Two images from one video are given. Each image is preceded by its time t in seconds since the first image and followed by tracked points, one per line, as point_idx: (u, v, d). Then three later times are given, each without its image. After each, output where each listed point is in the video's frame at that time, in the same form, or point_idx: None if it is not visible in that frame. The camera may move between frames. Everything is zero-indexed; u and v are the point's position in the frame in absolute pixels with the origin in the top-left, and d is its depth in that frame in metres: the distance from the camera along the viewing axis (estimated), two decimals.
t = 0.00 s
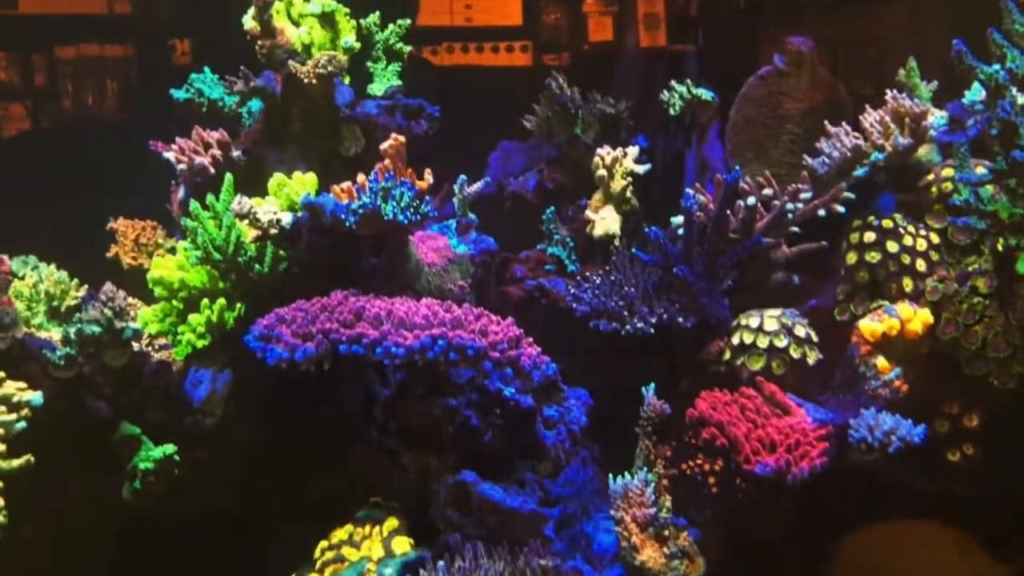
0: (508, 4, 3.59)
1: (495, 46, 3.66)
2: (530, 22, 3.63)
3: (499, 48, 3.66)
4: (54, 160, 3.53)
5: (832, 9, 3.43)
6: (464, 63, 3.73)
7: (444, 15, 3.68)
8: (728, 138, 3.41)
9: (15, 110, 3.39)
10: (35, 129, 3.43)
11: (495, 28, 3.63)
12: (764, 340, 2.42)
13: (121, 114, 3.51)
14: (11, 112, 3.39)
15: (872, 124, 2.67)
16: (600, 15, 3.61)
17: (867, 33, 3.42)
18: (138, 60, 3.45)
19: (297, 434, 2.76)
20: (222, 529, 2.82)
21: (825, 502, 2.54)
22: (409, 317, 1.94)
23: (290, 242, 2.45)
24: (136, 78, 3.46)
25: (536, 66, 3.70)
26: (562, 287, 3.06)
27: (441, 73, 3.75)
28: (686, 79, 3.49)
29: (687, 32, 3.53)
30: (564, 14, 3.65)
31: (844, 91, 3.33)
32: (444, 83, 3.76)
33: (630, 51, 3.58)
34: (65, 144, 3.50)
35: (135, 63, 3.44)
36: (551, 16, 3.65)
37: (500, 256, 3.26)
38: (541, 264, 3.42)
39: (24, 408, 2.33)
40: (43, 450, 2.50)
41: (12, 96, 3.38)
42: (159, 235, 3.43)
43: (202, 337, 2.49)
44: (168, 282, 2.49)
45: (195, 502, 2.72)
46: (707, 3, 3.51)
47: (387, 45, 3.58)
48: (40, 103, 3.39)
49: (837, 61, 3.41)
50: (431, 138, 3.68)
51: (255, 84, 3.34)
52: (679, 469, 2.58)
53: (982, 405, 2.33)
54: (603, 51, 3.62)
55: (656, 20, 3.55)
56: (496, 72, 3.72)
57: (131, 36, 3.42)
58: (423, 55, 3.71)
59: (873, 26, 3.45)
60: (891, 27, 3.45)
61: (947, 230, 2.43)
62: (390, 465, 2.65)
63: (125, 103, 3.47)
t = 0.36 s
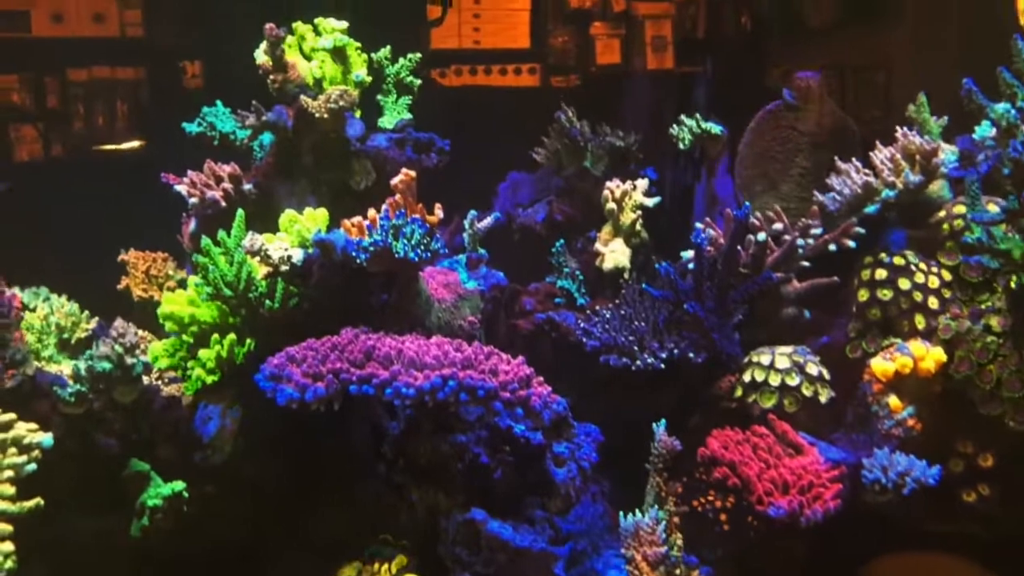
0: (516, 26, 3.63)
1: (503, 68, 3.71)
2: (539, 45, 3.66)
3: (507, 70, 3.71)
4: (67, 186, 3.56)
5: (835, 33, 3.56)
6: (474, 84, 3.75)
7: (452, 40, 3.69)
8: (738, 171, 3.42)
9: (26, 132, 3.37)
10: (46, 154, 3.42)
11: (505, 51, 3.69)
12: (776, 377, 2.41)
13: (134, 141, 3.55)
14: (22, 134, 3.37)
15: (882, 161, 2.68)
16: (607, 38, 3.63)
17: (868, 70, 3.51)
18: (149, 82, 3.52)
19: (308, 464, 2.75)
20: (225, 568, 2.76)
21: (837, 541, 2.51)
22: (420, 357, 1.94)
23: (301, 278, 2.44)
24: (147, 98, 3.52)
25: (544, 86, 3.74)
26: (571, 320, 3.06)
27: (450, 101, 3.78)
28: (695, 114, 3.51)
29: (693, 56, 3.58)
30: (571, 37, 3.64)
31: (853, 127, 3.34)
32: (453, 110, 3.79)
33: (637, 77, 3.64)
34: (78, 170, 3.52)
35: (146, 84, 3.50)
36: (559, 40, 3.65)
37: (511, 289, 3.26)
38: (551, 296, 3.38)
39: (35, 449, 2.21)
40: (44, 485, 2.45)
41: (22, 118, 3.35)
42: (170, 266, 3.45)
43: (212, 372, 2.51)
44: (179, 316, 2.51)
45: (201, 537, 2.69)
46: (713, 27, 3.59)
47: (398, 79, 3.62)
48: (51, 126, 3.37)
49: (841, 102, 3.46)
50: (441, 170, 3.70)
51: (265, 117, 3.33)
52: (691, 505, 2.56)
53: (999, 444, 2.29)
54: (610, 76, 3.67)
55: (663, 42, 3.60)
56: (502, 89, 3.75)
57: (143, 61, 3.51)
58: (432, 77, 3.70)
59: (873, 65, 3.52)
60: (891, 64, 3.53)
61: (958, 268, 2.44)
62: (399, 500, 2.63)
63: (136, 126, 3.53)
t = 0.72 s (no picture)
0: (526, 45, 3.61)
1: (513, 87, 3.66)
2: (547, 64, 3.63)
3: (516, 89, 3.65)
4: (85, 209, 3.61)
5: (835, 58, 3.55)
6: (485, 103, 3.69)
7: (461, 58, 3.64)
8: (762, 198, 3.40)
9: (40, 150, 3.49)
10: (58, 173, 3.52)
11: (507, 67, 3.63)
12: (806, 410, 2.36)
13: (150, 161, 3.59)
14: (35, 152, 3.49)
15: (913, 191, 2.64)
16: (616, 57, 3.69)
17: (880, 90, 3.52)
18: (164, 103, 3.58)
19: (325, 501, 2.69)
20: None
21: None
22: (448, 389, 1.91)
23: (324, 307, 2.44)
24: (162, 120, 3.58)
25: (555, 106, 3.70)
26: (594, 347, 3.02)
27: (463, 118, 3.72)
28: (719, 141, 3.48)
29: (704, 76, 3.68)
30: (581, 56, 3.64)
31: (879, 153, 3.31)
32: (468, 128, 3.73)
33: (657, 98, 3.71)
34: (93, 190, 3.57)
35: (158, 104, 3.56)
36: (568, 58, 3.64)
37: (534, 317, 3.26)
38: (573, 323, 3.36)
39: (62, 483, 2.17)
40: (76, 520, 2.46)
41: (36, 137, 3.47)
42: (190, 291, 3.45)
43: (234, 401, 2.47)
44: (202, 344, 2.50)
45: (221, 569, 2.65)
46: (722, 47, 3.69)
47: (420, 105, 3.58)
48: (62, 144, 3.49)
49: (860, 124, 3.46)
50: (460, 196, 3.69)
51: (287, 143, 3.36)
52: (718, 539, 2.55)
53: None
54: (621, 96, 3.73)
55: (672, 61, 3.69)
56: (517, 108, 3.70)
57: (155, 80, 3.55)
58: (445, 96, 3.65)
59: (892, 90, 3.52)
60: (902, 82, 3.53)
61: (993, 298, 2.40)
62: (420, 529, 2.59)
63: (145, 144, 3.57)
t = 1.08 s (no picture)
0: (534, 59, 3.58)
1: (521, 100, 3.63)
2: (555, 76, 3.60)
3: (524, 103, 3.63)
4: (99, 229, 3.57)
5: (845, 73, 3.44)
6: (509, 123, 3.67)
7: (470, 71, 3.56)
8: (794, 224, 3.36)
9: (48, 163, 3.40)
10: (66, 185, 3.44)
11: (511, 81, 3.60)
12: (847, 443, 2.31)
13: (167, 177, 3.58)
14: (44, 165, 3.40)
15: (957, 219, 2.59)
16: (623, 70, 3.63)
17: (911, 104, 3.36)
18: (190, 123, 3.59)
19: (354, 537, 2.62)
20: None
21: None
22: (485, 424, 1.85)
23: (356, 336, 2.36)
24: (190, 140, 3.60)
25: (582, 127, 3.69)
26: (624, 375, 3.00)
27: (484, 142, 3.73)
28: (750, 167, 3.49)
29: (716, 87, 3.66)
30: (588, 69, 3.61)
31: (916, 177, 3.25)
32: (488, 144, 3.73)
33: (685, 119, 3.72)
34: (105, 206, 3.52)
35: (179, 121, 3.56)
36: (576, 72, 3.61)
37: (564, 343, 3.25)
38: (602, 349, 3.26)
39: (95, 520, 2.09)
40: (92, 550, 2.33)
41: (44, 149, 3.39)
42: (214, 315, 3.42)
43: (262, 430, 2.49)
44: (230, 372, 2.53)
45: None
46: (730, 60, 3.67)
47: (445, 127, 3.55)
48: (71, 157, 3.41)
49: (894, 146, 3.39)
50: (487, 219, 3.68)
51: (314, 168, 3.35)
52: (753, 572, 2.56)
53: None
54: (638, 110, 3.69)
55: (680, 75, 3.67)
56: (523, 125, 3.70)
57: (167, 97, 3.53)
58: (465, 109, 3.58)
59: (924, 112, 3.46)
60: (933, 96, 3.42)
61: None
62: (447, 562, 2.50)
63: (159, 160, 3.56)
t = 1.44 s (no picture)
0: (534, 65, 3.52)
1: (521, 105, 3.59)
2: (555, 83, 3.55)
3: (523, 108, 3.59)
4: (95, 236, 3.51)
5: (846, 79, 3.33)
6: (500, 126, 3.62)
7: (470, 76, 3.52)
8: (791, 229, 3.29)
9: (47, 168, 3.36)
10: (65, 190, 3.41)
11: (513, 86, 3.55)
12: (845, 454, 2.24)
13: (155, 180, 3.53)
14: (43, 170, 3.36)
15: (958, 225, 2.52)
16: (623, 76, 3.60)
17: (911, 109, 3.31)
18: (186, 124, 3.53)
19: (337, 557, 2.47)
20: None
21: None
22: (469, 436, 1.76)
23: (339, 344, 2.32)
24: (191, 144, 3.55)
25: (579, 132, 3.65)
26: (617, 383, 2.99)
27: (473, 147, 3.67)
28: (746, 170, 3.40)
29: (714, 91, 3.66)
30: (587, 75, 3.56)
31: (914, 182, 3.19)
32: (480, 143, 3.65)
33: (682, 124, 3.67)
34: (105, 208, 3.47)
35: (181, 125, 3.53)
36: (575, 78, 3.56)
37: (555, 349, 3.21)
38: (595, 357, 3.25)
39: (61, 537, 2.02)
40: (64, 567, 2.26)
41: (43, 154, 3.35)
42: (199, 322, 3.36)
43: (244, 441, 2.43)
44: (211, 380, 2.45)
45: None
46: (730, 66, 3.65)
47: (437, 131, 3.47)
48: (71, 161, 3.38)
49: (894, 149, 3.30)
50: (478, 224, 3.61)
51: (302, 171, 3.27)
52: None
53: None
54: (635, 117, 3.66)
55: (680, 80, 3.65)
56: (515, 126, 3.63)
57: (167, 100, 3.50)
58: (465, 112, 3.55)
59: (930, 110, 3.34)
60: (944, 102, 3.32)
61: None
62: None
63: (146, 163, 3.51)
